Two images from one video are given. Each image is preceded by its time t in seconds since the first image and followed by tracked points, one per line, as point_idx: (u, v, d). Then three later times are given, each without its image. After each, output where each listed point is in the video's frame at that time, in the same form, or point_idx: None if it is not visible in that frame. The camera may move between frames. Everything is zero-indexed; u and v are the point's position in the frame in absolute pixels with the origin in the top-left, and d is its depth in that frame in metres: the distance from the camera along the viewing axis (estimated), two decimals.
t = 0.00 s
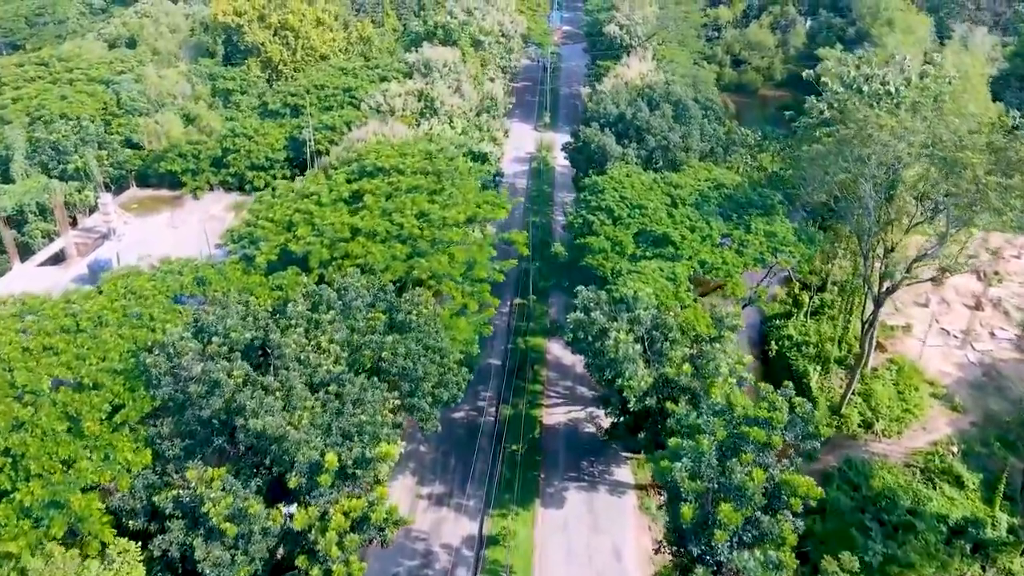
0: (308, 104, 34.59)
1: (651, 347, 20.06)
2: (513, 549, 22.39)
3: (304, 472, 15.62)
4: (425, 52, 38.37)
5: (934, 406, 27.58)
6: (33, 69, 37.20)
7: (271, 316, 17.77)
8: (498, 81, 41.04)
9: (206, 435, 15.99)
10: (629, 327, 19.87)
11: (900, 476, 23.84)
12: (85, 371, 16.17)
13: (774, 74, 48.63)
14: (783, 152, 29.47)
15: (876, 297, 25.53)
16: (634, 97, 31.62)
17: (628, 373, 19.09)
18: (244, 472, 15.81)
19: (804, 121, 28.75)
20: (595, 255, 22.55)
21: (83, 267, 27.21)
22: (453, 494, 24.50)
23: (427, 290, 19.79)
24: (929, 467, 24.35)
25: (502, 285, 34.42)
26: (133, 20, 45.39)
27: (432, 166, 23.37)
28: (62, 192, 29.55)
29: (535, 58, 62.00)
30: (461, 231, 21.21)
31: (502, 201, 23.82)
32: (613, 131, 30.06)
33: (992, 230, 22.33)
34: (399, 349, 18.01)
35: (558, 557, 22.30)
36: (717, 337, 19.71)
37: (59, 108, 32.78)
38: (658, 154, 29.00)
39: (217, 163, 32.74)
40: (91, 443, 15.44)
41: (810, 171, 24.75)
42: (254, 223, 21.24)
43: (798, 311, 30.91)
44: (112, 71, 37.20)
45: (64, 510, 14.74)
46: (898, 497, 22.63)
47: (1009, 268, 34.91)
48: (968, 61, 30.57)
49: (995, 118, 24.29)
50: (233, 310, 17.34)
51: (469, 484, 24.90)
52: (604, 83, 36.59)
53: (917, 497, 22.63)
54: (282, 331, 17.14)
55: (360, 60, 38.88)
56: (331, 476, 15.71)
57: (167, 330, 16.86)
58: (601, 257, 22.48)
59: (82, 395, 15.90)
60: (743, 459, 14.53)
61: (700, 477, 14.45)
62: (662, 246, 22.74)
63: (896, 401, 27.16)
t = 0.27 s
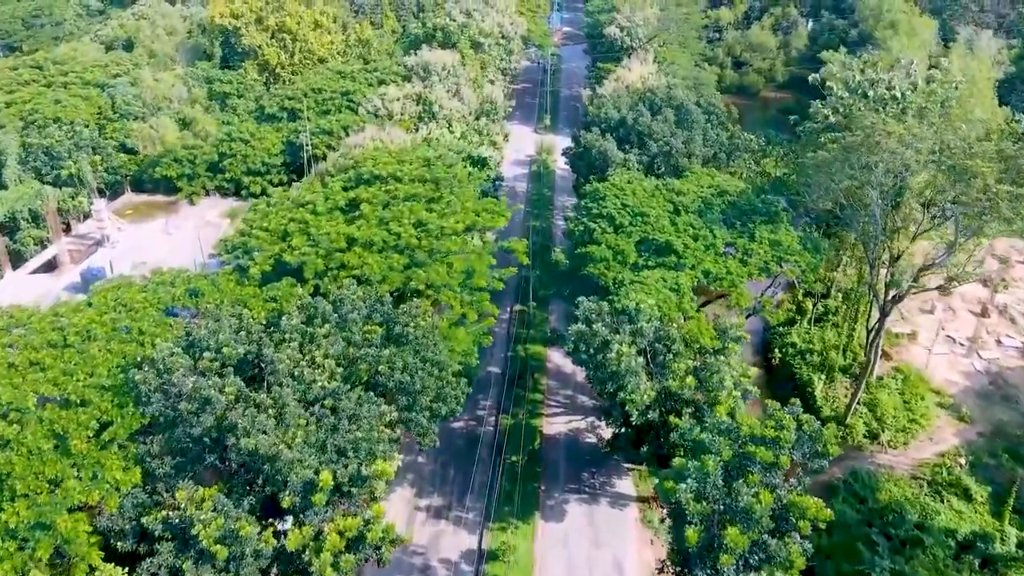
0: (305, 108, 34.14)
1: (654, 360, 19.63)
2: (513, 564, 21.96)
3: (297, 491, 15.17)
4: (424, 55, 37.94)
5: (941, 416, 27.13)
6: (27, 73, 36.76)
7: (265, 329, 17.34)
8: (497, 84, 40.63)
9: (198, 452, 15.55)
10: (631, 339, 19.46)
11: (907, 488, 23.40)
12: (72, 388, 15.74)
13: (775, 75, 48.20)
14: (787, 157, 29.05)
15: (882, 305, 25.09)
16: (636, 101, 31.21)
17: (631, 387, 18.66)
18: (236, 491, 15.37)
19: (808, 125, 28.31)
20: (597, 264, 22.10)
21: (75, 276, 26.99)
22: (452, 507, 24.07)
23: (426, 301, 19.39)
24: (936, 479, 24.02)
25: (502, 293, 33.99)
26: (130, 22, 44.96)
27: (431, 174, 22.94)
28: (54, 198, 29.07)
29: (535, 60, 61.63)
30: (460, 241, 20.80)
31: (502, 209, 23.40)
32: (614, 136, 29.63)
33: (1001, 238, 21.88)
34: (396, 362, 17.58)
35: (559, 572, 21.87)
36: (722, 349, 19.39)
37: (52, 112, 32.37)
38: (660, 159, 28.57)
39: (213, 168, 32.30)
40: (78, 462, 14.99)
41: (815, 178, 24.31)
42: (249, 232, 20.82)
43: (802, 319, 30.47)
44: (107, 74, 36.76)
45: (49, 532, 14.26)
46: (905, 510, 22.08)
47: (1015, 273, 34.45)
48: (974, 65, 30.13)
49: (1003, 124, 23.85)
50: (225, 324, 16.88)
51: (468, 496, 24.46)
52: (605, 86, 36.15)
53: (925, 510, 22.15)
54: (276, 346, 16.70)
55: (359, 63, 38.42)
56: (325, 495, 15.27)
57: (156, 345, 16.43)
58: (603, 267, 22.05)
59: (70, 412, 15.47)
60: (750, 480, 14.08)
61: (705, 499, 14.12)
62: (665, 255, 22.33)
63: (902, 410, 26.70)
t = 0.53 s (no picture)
0: (302, 112, 33.68)
1: (657, 373, 19.20)
2: None
3: (291, 513, 14.71)
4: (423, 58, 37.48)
5: (948, 427, 26.68)
6: (21, 76, 36.32)
7: (258, 344, 16.92)
8: (496, 87, 40.24)
9: (189, 471, 15.09)
10: (634, 352, 19.03)
11: (914, 502, 22.94)
12: (58, 405, 15.34)
13: (777, 77, 47.65)
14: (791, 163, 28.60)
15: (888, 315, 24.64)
16: (637, 106, 30.79)
17: (633, 401, 18.23)
18: (227, 512, 14.92)
19: (812, 131, 27.85)
20: (598, 273, 21.66)
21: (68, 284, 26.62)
22: (450, 521, 23.63)
23: (423, 313, 18.94)
24: (944, 493, 23.60)
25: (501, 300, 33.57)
26: (126, 24, 44.49)
27: (428, 181, 22.50)
28: (43, 203, 28.50)
29: (535, 62, 61.36)
30: (458, 250, 20.37)
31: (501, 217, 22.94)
32: (615, 142, 29.18)
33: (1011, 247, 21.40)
34: (392, 378, 17.11)
35: None
36: (726, 362, 19.08)
37: (46, 117, 31.94)
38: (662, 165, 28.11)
39: (208, 173, 31.87)
40: (65, 482, 14.56)
41: (821, 186, 23.86)
42: (243, 242, 20.38)
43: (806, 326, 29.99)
44: (102, 78, 36.32)
45: (34, 556, 13.74)
46: (913, 525, 21.58)
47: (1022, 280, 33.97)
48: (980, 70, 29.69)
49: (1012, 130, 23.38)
50: (217, 339, 16.49)
51: (467, 509, 24.01)
52: (606, 90, 35.70)
53: (934, 525, 21.65)
54: (268, 362, 16.27)
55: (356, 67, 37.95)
56: (319, 517, 14.81)
57: (146, 361, 16.08)
58: (605, 276, 21.61)
59: (57, 430, 15.09)
60: (757, 503, 13.64)
61: (711, 522, 13.78)
62: (667, 264, 21.92)
63: (908, 421, 26.22)
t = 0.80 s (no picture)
0: (299, 116, 33.23)
1: (660, 386, 18.77)
2: None
3: (284, 534, 14.29)
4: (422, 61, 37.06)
5: (955, 437, 26.24)
6: (15, 80, 35.90)
7: (251, 359, 16.47)
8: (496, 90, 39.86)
9: (179, 491, 14.65)
10: (636, 365, 18.60)
11: (922, 515, 22.50)
12: (45, 423, 14.88)
13: (779, 79, 47.21)
14: (795, 169, 28.14)
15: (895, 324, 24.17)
16: (639, 111, 30.38)
17: (636, 416, 17.81)
18: (219, 533, 14.48)
19: (817, 137, 27.44)
20: (600, 283, 21.23)
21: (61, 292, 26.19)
22: (449, 534, 23.19)
23: (421, 325, 18.51)
24: (952, 506, 23.15)
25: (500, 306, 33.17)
26: (123, 26, 44.05)
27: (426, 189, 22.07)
28: (36, 210, 28.06)
29: (535, 63, 61.08)
30: (457, 260, 19.95)
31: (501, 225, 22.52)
32: (616, 147, 28.74)
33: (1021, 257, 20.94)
34: (389, 393, 16.67)
35: None
36: (731, 375, 18.65)
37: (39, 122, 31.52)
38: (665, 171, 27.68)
39: (204, 178, 31.45)
40: (52, 502, 14.10)
41: (827, 193, 23.41)
42: (237, 252, 19.95)
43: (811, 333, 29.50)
44: (97, 82, 35.90)
45: None
46: (921, 540, 21.13)
47: None
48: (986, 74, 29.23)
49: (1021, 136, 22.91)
50: (209, 354, 16.08)
51: (466, 522, 23.57)
52: (607, 93, 35.27)
53: (942, 540, 21.22)
54: (261, 378, 15.83)
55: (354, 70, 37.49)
56: (313, 539, 14.38)
57: (135, 378, 15.59)
58: (607, 286, 21.19)
59: (43, 450, 14.61)
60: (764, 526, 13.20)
61: (716, 547, 13.44)
62: (670, 274, 21.53)
63: (915, 432, 25.75)
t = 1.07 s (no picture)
0: (295, 120, 32.76)
1: (663, 401, 18.34)
2: None
3: (276, 557, 13.87)
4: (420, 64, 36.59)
5: (962, 448, 25.80)
6: (9, 84, 35.46)
7: (243, 375, 16.03)
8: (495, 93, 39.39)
9: (168, 512, 14.26)
10: (639, 379, 18.16)
11: (929, 530, 22.06)
12: (30, 442, 14.47)
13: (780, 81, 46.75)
14: (799, 174, 27.71)
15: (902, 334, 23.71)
16: (641, 115, 29.94)
17: (638, 432, 17.39)
18: (209, 556, 14.07)
19: (822, 143, 27.09)
20: (602, 294, 20.79)
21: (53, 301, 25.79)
22: (448, 548, 22.77)
23: (418, 339, 18.08)
24: (960, 520, 22.71)
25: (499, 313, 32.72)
26: (119, 28, 43.62)
27: (424, 197, 21.63)
28: (28, 217, 27.66)
29: (535, 64, 60.67)
30: (455, 271, 19.52)
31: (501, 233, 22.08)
32: (618, 152, 28.29)
33: None
34: (385, 409, 16.23)
35: None
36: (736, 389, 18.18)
37: (32, 126, 31.07)
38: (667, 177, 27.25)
39: (200, 184, 31.04)
40: (38, 525, 13.74)
41: (832, 201, 22.96)
42: (231, 263, 19.51)
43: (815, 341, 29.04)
44: (91, 85, 35.44)
45: None
46: (929, 556, 20.70)
47: None
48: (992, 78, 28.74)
49: None
50: (199, 371, 15.64)
51: (465, 536, 23.14)
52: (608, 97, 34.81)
53: (951, 555, 20.79)
54: (253, 396, 15.40)
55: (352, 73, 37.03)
56: (307, 561, 13.96)
57: (123, 397, 15.17)
58: (609, 297, 20.75)
59: (28, 470, 14.22)
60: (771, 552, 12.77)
61: (723, 573, 13.30)
62: (673, 284, 21.11)
63: (922, 442, 25.31)
